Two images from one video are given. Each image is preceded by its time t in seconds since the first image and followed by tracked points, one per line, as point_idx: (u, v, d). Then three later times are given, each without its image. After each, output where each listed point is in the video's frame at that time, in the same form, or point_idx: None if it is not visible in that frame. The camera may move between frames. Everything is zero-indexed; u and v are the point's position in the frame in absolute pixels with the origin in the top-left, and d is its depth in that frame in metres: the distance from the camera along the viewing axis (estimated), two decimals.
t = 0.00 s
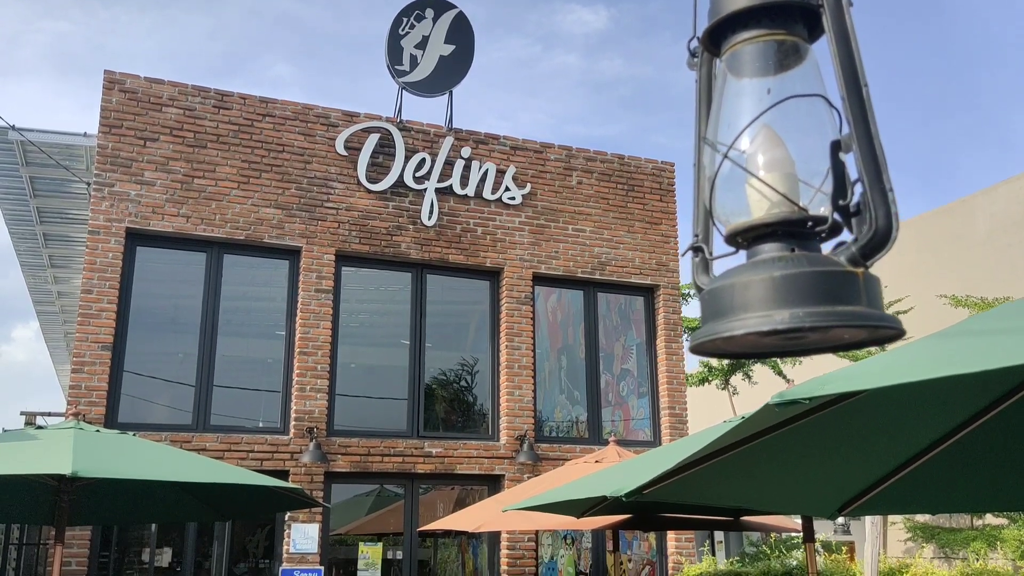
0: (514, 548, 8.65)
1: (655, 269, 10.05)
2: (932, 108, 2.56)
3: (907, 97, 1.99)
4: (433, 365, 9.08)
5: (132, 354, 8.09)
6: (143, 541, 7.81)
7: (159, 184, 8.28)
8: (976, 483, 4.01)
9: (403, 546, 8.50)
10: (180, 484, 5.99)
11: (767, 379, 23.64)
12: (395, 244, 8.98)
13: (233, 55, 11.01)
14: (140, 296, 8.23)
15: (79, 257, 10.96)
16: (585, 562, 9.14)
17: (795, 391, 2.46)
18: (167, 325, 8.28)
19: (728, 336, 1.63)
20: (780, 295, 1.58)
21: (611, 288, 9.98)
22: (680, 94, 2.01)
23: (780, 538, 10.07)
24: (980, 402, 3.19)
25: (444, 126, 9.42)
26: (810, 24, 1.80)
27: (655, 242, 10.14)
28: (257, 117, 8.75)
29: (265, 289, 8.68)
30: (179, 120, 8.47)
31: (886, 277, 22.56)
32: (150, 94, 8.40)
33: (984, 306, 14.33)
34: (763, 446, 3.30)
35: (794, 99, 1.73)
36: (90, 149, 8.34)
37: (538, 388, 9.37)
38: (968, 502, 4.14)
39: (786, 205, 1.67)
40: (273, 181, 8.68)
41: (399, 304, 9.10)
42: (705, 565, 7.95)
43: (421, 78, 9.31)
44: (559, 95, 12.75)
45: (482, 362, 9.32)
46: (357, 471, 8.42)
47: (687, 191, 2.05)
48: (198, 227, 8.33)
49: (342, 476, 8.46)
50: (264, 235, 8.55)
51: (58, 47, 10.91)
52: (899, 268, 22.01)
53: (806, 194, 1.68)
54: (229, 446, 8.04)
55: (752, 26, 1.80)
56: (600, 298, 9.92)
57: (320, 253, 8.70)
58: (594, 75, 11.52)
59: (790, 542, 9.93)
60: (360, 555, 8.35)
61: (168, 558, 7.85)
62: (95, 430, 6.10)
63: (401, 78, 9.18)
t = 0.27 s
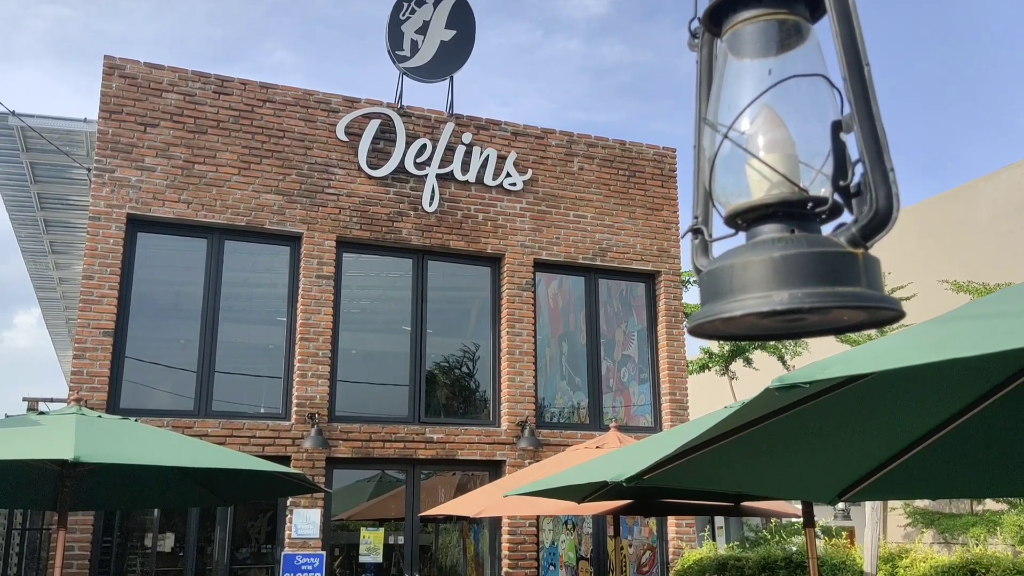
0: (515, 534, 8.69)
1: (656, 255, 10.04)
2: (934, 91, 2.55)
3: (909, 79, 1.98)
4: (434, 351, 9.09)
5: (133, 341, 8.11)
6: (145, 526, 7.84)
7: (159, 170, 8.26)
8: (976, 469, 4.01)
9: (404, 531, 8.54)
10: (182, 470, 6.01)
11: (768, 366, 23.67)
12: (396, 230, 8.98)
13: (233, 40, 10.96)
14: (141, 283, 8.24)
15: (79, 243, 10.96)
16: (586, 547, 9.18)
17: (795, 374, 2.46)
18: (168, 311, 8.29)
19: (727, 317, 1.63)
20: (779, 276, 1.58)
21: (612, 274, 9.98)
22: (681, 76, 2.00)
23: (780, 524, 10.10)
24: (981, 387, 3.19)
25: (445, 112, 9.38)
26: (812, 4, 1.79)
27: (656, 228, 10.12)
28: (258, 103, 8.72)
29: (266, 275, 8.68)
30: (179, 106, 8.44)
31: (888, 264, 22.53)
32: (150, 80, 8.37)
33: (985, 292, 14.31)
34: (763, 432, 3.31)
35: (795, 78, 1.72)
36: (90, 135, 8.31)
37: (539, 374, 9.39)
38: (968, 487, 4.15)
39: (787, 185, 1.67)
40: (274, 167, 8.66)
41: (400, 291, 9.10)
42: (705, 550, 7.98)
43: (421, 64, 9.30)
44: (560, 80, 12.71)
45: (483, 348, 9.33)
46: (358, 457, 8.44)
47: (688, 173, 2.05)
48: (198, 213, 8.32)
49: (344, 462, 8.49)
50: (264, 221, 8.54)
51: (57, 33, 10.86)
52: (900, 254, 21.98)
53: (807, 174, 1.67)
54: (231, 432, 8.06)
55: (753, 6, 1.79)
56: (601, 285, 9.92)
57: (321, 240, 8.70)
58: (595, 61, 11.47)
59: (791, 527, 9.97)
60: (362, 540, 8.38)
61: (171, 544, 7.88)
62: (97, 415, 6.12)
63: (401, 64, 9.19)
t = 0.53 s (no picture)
0: (517, 522, 8.72)
1: (658, 245, 10.03)
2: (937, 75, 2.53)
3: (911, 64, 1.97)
4: (436, 341, 9.10)
5: (136, 330, 8.12)
6: (148, 515, 7.88)
7: (161, 160, 8.26)
8: (977, 457, 4.02)
9: (407, 520, 8.57)
10: (185, 458, 6.03)
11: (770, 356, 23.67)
12: (398, 220, 8.97)
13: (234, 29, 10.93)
14: (143, 272, 8.25)
15: (81, 233, 10.98)
16: (587, 536, 9.21)
17: (797, 361, 2.46)
18: (170, 301, 8.30)
19: (722, 299, 1.62)
20: (775, 258, 1.57)
21: (614, 264, 9.97)
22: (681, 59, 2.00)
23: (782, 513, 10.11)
24: (982, 373, 3.20)
25: (446, 101, 9.36)
26: None
27: (659, 218, 10.11)
28: (259, 92, 8.71)
29: (268, 265, 8.69)
30: (180, 95, 8.43)
31: (890, 254, 22.50)
32: (151, 69, 8.36)
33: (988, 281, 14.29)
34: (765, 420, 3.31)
35: (794, 59, 1.71)
36: (92, 124, 8.31)
37: (541, 363, 9.40)
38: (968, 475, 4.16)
39: (784, 167, 1.66)
40: (275, 156, 8.66)
41: (402, 280, 9.11)
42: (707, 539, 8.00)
43: (423, 53, 9.27)
44: (561, 69, 12.67)
45: (485, 338, 9.33)
46: (361, 446, 8.46)
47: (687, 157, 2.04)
48: (200, 202, 8.32)
49: (346, 451, 8.52)
50: (266, 210, 8.54)
51: (58, 22, 10.84)
52: (903, 245, 21.95)
53: (805, 157, 1.67)
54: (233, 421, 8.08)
55: None
56: (603, 275, 9.91)
57: (323, 229, 8.70)
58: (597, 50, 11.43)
59: (792, 517, 9.99)
60: (364, 529, 8.40)
61: (174, 533, 7.90)
62: (100, 405, 6.14)
63: (403, 53, 9.14)
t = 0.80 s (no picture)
0: (520, 510, 8.74)
1: (661, 233, 10.02)
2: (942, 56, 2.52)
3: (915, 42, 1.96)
4: (439, 330, 9.10)
5: (139, 319, 8.14)
6: (153, 503, 7.91)
7: (163, 148, 8.25)
8: (979, 443, 4.02)
9: (410, 509, 8.59)
10: (188, 446, 6.05)
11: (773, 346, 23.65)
12: (401, 208, 8.97)
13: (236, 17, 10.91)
14: (146, 261, 8.26)
15: (84, 222, 10.99)
16: (590, 524, 9.22)
17: (800, 346, 2.45)
18: (173, 289, 8.31)
19: (723, 276, 1.61)
20: (777, 234, 1.56)
21: (617, 252, 9.96)
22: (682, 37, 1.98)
23: (785, 501, 10.12)
24: (985, 359, 3.20)
25: (449, 89, 9.34)
26: None
27: (662, 206, 10.08)
28: (261, 80, 8.69)
29: (270, 254, 8.69)
30: (182, 83, 8.42)
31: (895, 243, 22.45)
32: (153, 57, 8.35)
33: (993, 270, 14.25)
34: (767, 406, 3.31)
35: (797, 34, 1.70)
36: (93, 112, 8.30)
37: (544, 352, 9.40)
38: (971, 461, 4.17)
39: (787, 143, 1.66)
40: (278, 145, 8.65)
41: (404, 269, 9.11)
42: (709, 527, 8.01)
43: (425, 40, 9.24)
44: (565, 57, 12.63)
45: (488, 328, 9.33)
46: (364, 434, 8.48)
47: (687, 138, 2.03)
48: (203, 191, 8.32)
49: (350, 439, 8.54)
50: (268, 199, 8.53)
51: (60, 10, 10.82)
52: (907, 234, 21.89)
53: (808, 134, 1.67)
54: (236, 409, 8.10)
55: None
56: (606, 263, 9.90)
57: (325, 218, 8.69)
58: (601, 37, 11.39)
59: (795, 505, 9.99)
60: (367, 517, 8.43)
61: (178, 521, 7.94)
62: (104, 392, 6.16)
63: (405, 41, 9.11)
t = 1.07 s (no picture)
0: (523, 501, 8.76)
1: (664, 224, 10.01)
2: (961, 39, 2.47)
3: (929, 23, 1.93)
4: (442, 321, 9.12)
5: (142, 310, 8.15)
6: (157, 493, 7.93)
7: (165, 138, 8.25)
8: (983, 433, 4.02)
9: (413, 499, 8.62)
10: (192, 436, 6.06)
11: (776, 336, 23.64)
12: (403, 199, 8.97)
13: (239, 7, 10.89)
14: (149, 253, 8.27)
15: (87, 212, 11.00)
16: (593, 514, 9.24)
17: (804, 334, 2.43)
18: (176, 281, 8.31)
19: (728, 261, 1.62)
20: (782, 218, 1.56)
21: (619, 243, 9.95)
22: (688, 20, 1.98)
23: (788, 492, 10.13)
24: (989, 348, 3.20)
25: (451, 79, 9.32)
26: None
27: (665, 196, 10.07)
28: (263, 70, 8.68)
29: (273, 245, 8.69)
30: (184, 74, 8.41)
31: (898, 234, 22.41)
32: (155, 47, 8.34)
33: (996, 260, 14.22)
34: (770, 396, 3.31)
35: (803, 16, 1.71)
36: (96, 103, 8.29)
37: (547, 342, 9.37)
38: (974, 451, 4.18)
39: (792, 125, 1.65)
40: (280, 135, 8.64)
41: (407, 260, 9.11)
42: (712, 517, 8.03)
43: (428, 30, 9.21)
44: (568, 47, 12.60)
45: (491, 319, 9.30)
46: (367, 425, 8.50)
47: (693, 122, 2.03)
48: (205, 181, 8.32)
49: (353, 430, 8.54)
50: (271, 189, 8.53)
51: None
52: (911, 224, 21.86)
53: (814, 117, 1.67)
54: (240, 400, 8.12)
55: None
56: (609, 254, 9.89)
57: (328, 208, 8.69)
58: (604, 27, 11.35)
59: (797, 495, 10.00)
60: (371, 507, 8.45)
61: (182, 511, 7.97)
62: (108, 383, 6.17)
63: (408, 31, 9.09)
